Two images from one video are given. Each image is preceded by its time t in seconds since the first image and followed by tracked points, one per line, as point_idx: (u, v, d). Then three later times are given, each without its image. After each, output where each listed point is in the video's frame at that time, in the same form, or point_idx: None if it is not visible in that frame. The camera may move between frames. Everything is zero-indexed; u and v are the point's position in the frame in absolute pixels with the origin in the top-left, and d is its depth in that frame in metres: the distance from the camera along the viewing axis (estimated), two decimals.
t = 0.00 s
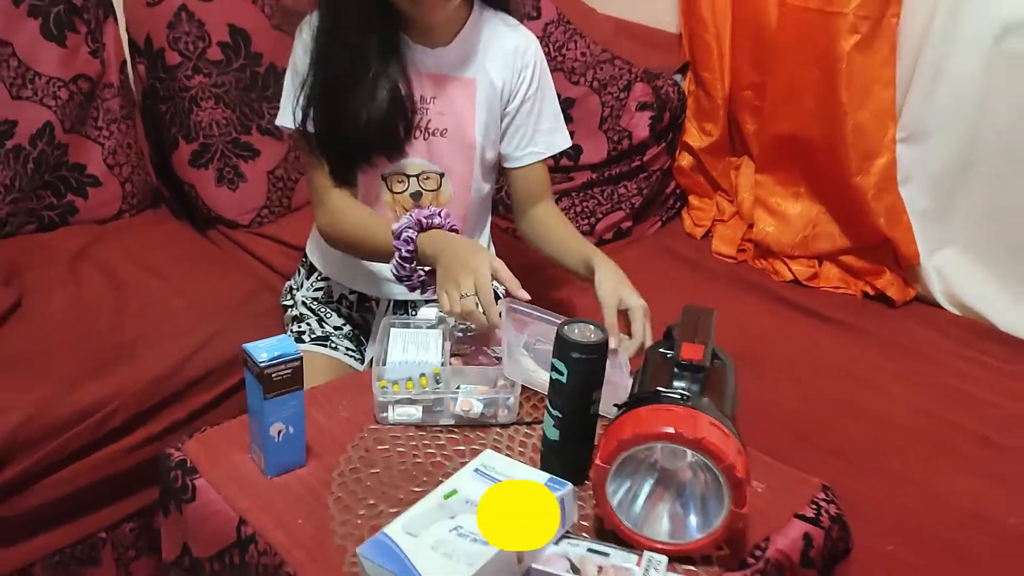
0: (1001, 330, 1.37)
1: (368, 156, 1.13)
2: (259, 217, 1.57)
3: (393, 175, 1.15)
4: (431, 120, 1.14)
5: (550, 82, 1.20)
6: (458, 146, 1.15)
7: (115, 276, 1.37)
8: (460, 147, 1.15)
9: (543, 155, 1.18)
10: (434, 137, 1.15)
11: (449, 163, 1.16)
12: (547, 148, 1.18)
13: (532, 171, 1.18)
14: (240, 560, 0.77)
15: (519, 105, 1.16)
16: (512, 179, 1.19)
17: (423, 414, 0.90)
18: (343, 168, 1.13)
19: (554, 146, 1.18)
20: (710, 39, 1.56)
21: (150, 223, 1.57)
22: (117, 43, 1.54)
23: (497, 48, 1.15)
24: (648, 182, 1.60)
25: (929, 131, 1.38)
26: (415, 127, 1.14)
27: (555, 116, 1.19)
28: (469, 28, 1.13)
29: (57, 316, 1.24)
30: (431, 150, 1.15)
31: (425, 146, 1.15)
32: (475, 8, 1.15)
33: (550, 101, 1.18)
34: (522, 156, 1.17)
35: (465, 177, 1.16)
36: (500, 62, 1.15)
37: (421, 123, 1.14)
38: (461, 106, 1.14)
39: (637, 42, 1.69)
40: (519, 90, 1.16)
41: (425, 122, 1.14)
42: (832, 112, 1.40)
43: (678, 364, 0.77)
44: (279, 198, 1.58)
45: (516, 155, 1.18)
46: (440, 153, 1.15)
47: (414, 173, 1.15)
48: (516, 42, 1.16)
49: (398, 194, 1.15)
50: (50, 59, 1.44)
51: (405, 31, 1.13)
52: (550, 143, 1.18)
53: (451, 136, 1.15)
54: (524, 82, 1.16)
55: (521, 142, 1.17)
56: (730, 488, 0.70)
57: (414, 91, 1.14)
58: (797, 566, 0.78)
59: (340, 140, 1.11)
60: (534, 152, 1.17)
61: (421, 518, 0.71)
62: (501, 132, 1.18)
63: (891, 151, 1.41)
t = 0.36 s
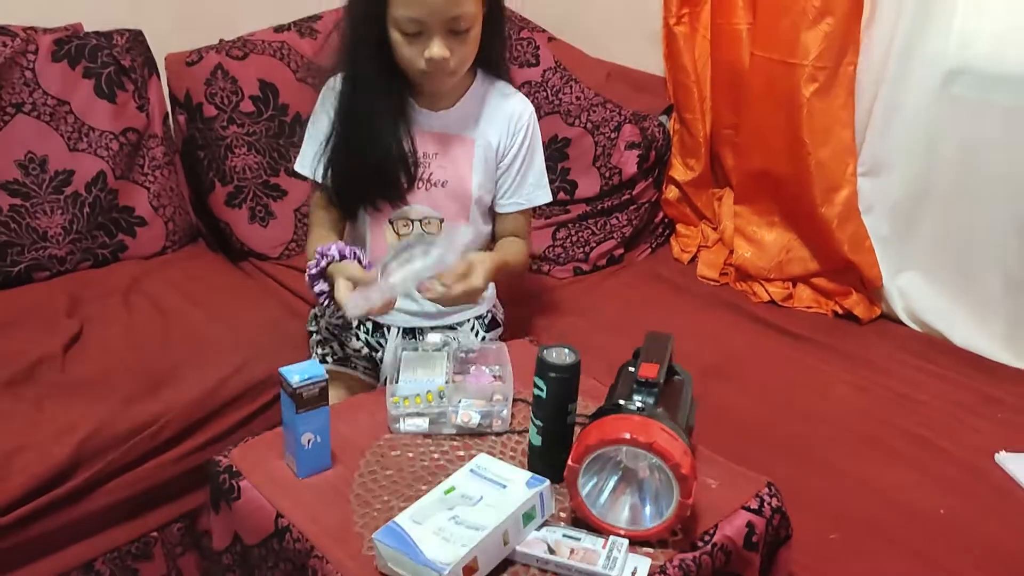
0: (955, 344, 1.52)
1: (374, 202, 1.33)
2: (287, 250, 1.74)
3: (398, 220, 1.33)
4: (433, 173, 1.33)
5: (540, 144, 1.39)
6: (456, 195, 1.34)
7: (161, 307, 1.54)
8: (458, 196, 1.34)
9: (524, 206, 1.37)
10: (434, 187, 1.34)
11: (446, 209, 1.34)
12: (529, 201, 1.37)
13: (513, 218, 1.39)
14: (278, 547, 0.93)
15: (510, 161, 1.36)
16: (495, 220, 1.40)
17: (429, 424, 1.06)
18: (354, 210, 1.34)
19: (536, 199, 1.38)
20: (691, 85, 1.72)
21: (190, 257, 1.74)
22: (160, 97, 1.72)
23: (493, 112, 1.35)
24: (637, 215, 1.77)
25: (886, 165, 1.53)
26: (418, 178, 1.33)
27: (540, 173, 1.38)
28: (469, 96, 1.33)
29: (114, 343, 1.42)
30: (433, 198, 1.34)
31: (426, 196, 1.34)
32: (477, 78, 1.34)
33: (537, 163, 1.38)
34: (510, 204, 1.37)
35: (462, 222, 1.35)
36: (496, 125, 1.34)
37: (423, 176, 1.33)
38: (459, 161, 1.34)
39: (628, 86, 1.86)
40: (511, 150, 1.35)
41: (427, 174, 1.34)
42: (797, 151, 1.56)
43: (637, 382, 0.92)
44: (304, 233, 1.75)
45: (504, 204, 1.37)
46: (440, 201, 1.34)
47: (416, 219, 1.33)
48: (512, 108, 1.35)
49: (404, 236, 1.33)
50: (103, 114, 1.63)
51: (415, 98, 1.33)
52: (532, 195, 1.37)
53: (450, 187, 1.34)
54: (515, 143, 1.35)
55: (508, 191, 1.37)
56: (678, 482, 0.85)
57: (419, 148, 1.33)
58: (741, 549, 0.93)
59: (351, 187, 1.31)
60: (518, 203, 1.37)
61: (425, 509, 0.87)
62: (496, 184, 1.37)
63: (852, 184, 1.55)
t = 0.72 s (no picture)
0: (913, 347, 1.56)
1: (349, 218, 1.41)
2: (279, 257, 1.84)
3: (372, 231, 1.43)
4: (402, 187, 1.42)
5: (505, 156, 1.46)
6: (425, 209, 1.43)
7: (156, 310, 1.65)
8: (427, 210, 1.43)
9: (495, 215, 1.44)
10: (404, 201, 1.42)
11: (418, 223, 1.43)
12: (500, 209, 1.44)
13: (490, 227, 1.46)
14: (230, 521, 1.01)
15: (476, 174, 1.43)
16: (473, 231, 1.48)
17: (380, 415, 1.13)
18: (331, 227, 1.42)
19: (507, 208, 1.44)
20: (660, 97, 1.78)
21: (188, 264, 1.85)
22: (162, 115, 1.84)
23: (458, 130, 1.43)
24: (612, 222, 1.84)
25: (844, 173, 1.59)
26: (389, 193, 1.42)
27: (508, 182, 1.44)
28: (434, 115, 1.41)
29: (109, 343, 1.53)
30: (404, 212, 1.43)
31: (397, 209, 1.42)
32: (441, 97, 1.42)
33: (505, 170, 1.44)
34: (480, 214, 1.44)
35: (432, 234, 1.44)
36: (460, 142, 1.42)
37: (393, 190, 1.42)
38: (426, 177, 1.42)
39: (606, 101, 1.95)
40: (476, 164, 1.43)
41: (397, 189, 1.42)
42: (756, 161, 1.63)
43: (556, 368, 0.98)
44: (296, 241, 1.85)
45: (476, 214, 1.45)
46: (411, 215, 1.43)
47: (389, 230, 1.43)
48: (475, 125, 1.43)
49: (376, 245, 1.43)
50: (107, 131, 1.75)
51: (383, 119, 1.41)
52: (503, 204, 1.44)
53: (419, 200, 1.42)
54: (479, 158, 1.43)
55: (478, 202, 1.44)
56: (589, 459, 0.91)
57: (389, 164, 1.42)
58: (656, 526, 0.99)
59: (328, 205, 1.39)
60: (489, 212, 1.44)
61: (358, 484, 0.94)
62: (464, 197, 1.45)
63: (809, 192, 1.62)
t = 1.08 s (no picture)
0: (915, 344, 1.57)
1: (356, 218, 1.44)
2: (291, 258, 1.87)
3: (379, 229, 1.46)
4: (408, 187, 1.45)
5: (508, 156, 1.48)
6: (430, 208, 1.46)
7: (170, 308, 1.69)
8: (432, 208, 1.46)
9: (493, 215, 1.47)
10: (410, 201, 1.46)
11: (424, 222, 1.46)
12: (499, 209, 1.47)
13: (484, 227, 1.49)
14: (237, 507, 1.03)
15: (481, 174, 1.46)
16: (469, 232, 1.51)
17: (383, 407, 1.15)
18: (338, 226, 1.44)
19: (505, 208, 1.47)
20: (664, 98, 1.80)
21: (202, 264, 1.89)
22: (176, 118, 1.89)
23: (463, 132, 1.45)
24: (617, 222, 1.86)
25: (846, 171, 1.60)
26: (396, 193, 1.45)
27: (508, 182, 1.47)
28: (439, 116, 1.44)
29: (124, 339, 1.57)
30: (410, 211, 1.46)
31: (404, 208, 1.46)
32: (447, 99, 1.44)
33: (507, 170, 1.47)
34: (480, 213, 1.48)
35: (437, 232, 1.47)
36: (465, 143, 1.45)
37: (400, 190, 1.45)
38: (432, 177, 1.45)
39: (612, 103, 1.97)
40: (480, 164, 1.46)
41: (403, 188, 1.45)
42: (757, 159, 1.65)
43: (551, 357, 1.00)
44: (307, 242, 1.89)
45: (476, 212, 1.48)
46: (416, 213, 1.46)
47: (396, 228, 1.46)
48: (480, 126, 1.46)
49: (383, 243, 1.47)
50: (123, 134, 1.80)
51: (391, 121, 1.43)
52: (501, 205, 1.47)
53: (424, 200, 1.46)
54: (483, 158, 1.46)
55: (480, 201, 1.47)
56: (582, 445, 0.93)
57: (396, 164, 1.45)
58: (650, 512, 1.01)
59: (335, 205, 1.41)
60: (489, 212, 1.48)
61: (359, 469, 0.96)
62: (467, 195, 1.48)
63: (809, 189, 1.64)
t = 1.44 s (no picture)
0: (925, 323, 1.57)
1: (369, 198, 1.42)
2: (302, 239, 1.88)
3: (389, 211, 1.47)
4: (418, 169, 1.45)
5: (517, 136, 1.49)
6: (441, 190, 1.46)
7: (182, 289, 1.70)
8: (443, 190, 1.46)
9: (498, 195, 1.47)
10: (421, 182, 1.46)
11: (434, 204, 1.47)
12: (505, 190, 1.47)
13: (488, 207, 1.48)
14: (249, 478, 1.05)
15: (489, 155, 1.47)
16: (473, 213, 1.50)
17: (394, 381, 1.15)
18: (351, 207, 1.43)
19: (510, 189, 1.47)
20: (674, 78, 1.80)
21: (213, 245, 1.90)
22: (188, 101, 1.90)
23: (472, 112, 1.46)
24: (627, 203, 1.86)
25: (855, 150, 1.60)
26: (407, 174, 1.45)
27: (516, 162, 1.48)
28: (449, 97, 1.43)
29: (137, 319, 1.58)
30: (420, 193, 1.46)
31: (414, 190, 1.46)
32: (456, 79, 1.44)
33: (514, 153, 1.48)
34: (485, 194, 1.48)
35: (448, 214, 1.47)
36: (475, 124, 1.46)
37: (410, 172, 1.45)
38: (442, 159, 1.45)
39: (621, 84, 1.97)
40: (489, 145, 1.47)
41: (414, 170, 1.45)
42: (767, 138, 1.64)
43: (561, 331, 1.00)
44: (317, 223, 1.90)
45: (482, 192, 1.48)
46: (427, 195, 1.46)
47: (406, 210, 1.47)
48: (490, 107, 1.46)
49: (393, 225, 1.47)
50: (135, 116, 1.81)
51: (402, 102, 1.43)
52: (507, 185, 1.47)
53: (435, 182, 1.46)
54: (492, 138, 1.46)
55: (486, 180, 1.48)
56: (592, 417, 0.94)
57: (407, 146, 1.44)
58: (659, 484, 1.01)
59: (349, 184, 1.40)
60: (494, 192, 1.48)
61: (370, 440, 0.97)
62: (475, 175, 1.48)
63: (820, 168, 1.63)
